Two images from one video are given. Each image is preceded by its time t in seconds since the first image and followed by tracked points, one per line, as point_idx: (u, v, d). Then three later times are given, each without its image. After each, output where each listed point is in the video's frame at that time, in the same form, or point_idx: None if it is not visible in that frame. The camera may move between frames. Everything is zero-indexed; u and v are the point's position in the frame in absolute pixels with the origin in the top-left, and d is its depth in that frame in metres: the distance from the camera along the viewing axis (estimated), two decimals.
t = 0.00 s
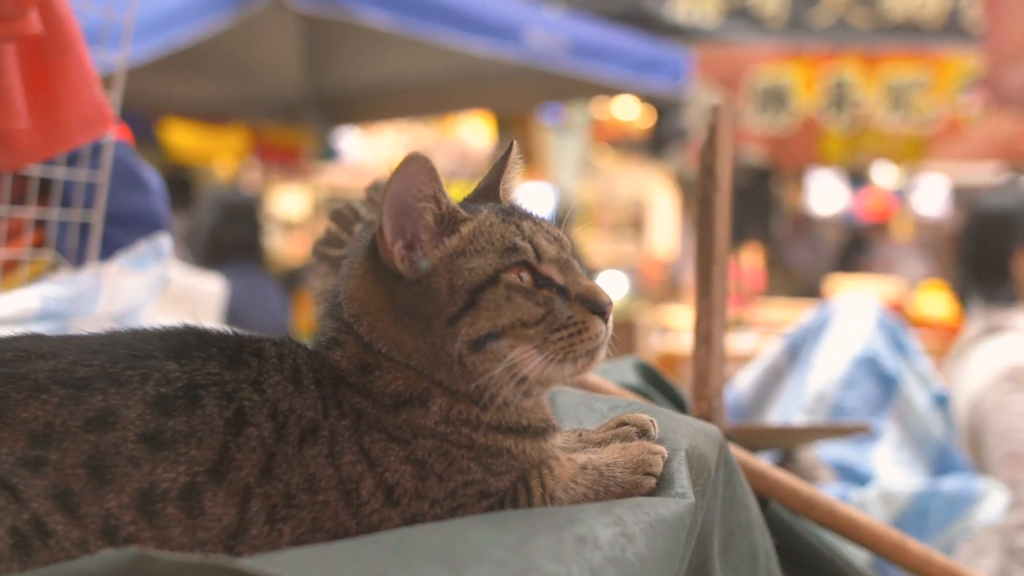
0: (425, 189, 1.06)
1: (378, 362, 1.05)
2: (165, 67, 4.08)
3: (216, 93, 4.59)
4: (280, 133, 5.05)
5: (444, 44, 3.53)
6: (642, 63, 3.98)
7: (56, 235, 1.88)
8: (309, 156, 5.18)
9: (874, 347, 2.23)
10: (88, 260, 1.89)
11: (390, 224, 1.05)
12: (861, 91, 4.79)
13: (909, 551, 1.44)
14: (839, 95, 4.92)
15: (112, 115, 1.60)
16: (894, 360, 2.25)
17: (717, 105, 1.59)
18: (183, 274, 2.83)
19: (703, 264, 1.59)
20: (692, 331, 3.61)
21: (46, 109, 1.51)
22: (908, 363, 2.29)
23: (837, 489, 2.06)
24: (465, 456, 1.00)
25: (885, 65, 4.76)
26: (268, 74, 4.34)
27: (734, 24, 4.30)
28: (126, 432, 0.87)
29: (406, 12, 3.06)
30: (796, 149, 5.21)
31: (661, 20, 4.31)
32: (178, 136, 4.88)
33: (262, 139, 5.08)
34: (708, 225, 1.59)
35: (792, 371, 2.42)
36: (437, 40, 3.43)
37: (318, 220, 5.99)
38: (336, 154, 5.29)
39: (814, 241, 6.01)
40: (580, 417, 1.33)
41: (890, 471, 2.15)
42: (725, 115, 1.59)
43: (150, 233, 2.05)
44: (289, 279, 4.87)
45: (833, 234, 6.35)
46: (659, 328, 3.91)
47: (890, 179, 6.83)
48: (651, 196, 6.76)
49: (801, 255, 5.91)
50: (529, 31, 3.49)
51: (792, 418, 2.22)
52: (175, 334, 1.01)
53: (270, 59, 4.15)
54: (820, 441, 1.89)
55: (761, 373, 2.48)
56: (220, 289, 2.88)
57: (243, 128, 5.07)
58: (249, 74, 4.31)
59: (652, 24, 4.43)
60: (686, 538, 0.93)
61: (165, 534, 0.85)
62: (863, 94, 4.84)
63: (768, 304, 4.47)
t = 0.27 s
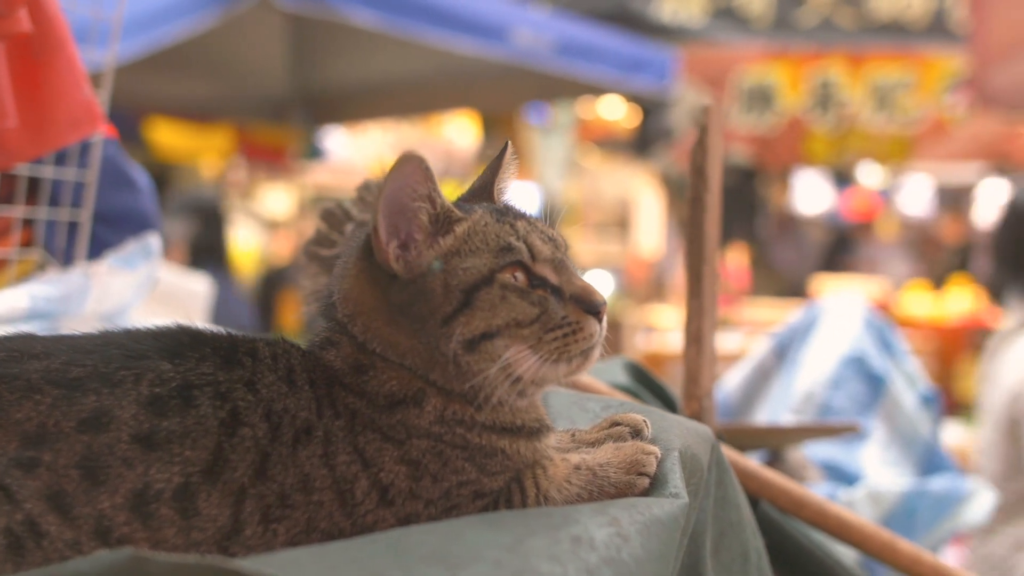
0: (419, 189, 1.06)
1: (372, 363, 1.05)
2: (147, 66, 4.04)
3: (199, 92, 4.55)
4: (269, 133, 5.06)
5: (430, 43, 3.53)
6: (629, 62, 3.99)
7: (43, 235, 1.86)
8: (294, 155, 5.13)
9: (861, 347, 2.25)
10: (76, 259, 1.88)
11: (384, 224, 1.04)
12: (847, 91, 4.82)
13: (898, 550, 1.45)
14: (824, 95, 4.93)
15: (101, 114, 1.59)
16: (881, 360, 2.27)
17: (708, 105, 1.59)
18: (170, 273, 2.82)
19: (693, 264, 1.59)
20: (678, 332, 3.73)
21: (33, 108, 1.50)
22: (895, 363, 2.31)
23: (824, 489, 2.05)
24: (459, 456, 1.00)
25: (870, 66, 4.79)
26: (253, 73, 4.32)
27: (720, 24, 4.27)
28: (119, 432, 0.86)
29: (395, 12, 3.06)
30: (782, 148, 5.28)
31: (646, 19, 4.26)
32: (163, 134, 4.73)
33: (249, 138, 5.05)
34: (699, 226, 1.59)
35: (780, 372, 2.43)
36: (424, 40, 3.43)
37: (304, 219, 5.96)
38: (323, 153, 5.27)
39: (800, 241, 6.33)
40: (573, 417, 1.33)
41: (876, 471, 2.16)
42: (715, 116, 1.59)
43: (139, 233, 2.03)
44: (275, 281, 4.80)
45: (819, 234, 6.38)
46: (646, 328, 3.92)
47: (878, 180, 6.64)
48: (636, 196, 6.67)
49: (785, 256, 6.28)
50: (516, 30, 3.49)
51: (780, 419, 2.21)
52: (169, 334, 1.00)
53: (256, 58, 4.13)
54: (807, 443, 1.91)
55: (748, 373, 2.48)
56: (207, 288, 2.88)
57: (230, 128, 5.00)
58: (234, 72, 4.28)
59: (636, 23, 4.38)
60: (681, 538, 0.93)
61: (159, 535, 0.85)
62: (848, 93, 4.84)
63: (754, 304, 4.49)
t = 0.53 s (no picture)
0: (416, 188, 1.06)
1: (368, 363, 1.05)
2: (134, 64, 4.02)
3: (185, 90, 4.52)
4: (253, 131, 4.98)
5: (419, 42, 3.54)
6: (616, 61, 4.02)
7: (33, 234, 1.85)
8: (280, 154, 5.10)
9: (850, 347, 2.25)
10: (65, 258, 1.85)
11: (381, 222, 1.04)
12: (833, 91, 4.94)
13: (889, 549, 1.45)
14: (810, 95, 5.03)
15: (91, 113, 1.58)
16: (870, 359, 2.28)
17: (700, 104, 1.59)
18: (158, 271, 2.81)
19: (685, 262, 1.59)
20: (668, 331, 3.71)
21: (23, 106, 1.50)
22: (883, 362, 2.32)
23: (814, 488, 2.06)
24: (455, 456, 1.00)
25: (856, 66, 4.94)
26: (242, 71, 4.32)
27: (707, 23, 4.32)
28: (115, 433, 0.86)
29: (383, 11, 3.07)
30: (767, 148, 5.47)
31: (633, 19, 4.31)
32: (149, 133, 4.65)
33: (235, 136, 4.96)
34: (690, 225, 1.59)
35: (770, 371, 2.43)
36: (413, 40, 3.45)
37: (292, 218, 5.94)
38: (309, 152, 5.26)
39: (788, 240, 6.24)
40: (567, 417, 1.33)
41: (865, 470, 2.16)
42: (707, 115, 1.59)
43: (128, 233, 2.03)
44: (261, 280, 4.78)
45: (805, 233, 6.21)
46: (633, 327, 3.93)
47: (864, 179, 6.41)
48: (624, 196, 6.22)
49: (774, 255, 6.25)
50: (503, 29, 3.51)
51: (768, 418, 2.22)
52: (164, 334, 1.00)
53: (245, 57, 4.13)
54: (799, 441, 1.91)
55: (737, 372, 2.48)
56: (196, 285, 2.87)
57: (215, 127, 4.92)
58: (222, 70, 4.28)
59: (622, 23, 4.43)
60: (676, 538, 0.93)
61: (154, 536, 0.85)
62: (833, 93, 4.97)
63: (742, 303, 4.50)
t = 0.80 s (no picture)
0: (413, 188, 1.06)
1: (365, 363, 1.04)
2: (118, 62, 3.98)
3: (168, 88, 4.45)
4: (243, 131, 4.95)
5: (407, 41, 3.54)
6: (603, 61, 4.03)
7: (24, 233, 1.84)
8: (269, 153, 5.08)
9: (842, 346, 2.26)
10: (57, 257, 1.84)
11: (379, 222, 1.04)
12: (821, 90, 4.84)
13: (882, 549, 1.45)
14: (799, 95, 4.94)
15: (83, 111, 1.59)
16: (861, 359, 2.29)
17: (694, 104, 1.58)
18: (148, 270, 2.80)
19: (679, 261, 1.59)
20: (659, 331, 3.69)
21: (15, 105, 1.49)
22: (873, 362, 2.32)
23: (805, 487, 2.10)
24: (452, 456, 1.00)
25: (844, 66, 4.85)
26: (229, 70, 4.31)
27: (695, 23, 4.25)
28: (111, 435, 0.86)
29: (372, 9, 3.06)
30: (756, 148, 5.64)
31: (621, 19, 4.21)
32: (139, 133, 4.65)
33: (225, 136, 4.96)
34: (684, 226, 1.59)
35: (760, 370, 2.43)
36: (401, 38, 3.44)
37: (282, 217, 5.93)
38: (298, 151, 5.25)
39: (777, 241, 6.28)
40: (562, 416, 1.32)
41: (856, 470, 2.17)
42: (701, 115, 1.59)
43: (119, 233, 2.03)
44: (250, 279, 4.75)
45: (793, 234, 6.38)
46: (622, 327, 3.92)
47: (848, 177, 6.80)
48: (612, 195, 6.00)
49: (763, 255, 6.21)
50: (491, 28, 3.52)
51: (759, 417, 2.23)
52: (162, 334, 1.00)
53: (232, 55, 4.11)
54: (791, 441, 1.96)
55: (728, 371, 2.48)
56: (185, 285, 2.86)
57: (203, 125, 4.95)
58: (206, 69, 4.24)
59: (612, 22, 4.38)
60: (673, 537, 0.93)
61: (151, 536, 0.85)
62: (822, 94, 4.87)
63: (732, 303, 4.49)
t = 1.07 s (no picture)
0: (411, 188, 1.06)
1: (363, 362, 1.04)
2: (107, 60, 3.97)
3: (157, 87, 4.43)
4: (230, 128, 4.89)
5: (395, 40, 3.53)
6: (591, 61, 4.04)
7: (15, 232, 1.84)
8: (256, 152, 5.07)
9: (831, 346, 2.28)
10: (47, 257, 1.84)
11: (376, 221, 1.04)
12: (808, 90, 5.09)
13: (875, 548, 1.45)
14: (786, 95, 5.19)
15: (77, 110, 1.56)
16: (851, 358, 2.30)
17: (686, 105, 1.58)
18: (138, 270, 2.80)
19: (673, 261, 1.59)
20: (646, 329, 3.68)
21: (7, 103, 1.49)
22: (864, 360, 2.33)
23: (797, 486, 2.12)
24: (451, 456, 1.00)
25: (830, 66, 5.10)
26: (218, 69, 4.30)
27: (682, 22, 4.31)
28: (110, 435, 0.85)
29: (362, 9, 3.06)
30: (743, 147, 5.70)
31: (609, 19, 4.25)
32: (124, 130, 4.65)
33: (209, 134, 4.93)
34: (677, 226, 1.59)
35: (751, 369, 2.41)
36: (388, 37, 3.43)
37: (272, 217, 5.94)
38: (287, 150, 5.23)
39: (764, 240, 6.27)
40: (558, 416, 1.32)
41: (846, 467, 2.21)
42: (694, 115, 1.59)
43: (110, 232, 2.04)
44: (238, 279, 4.75)
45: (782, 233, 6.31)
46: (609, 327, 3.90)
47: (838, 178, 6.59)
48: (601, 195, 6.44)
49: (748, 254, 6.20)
50: (480, 27, 3.52)
51: (750, 415, 2.22)
52: (160, 334, 1.00)
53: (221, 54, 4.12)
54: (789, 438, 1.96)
55: (718, 370, 2.46)
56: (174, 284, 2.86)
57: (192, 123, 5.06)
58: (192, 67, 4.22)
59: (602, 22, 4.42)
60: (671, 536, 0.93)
61: (150, 536, 0.84)
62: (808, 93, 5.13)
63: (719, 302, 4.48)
